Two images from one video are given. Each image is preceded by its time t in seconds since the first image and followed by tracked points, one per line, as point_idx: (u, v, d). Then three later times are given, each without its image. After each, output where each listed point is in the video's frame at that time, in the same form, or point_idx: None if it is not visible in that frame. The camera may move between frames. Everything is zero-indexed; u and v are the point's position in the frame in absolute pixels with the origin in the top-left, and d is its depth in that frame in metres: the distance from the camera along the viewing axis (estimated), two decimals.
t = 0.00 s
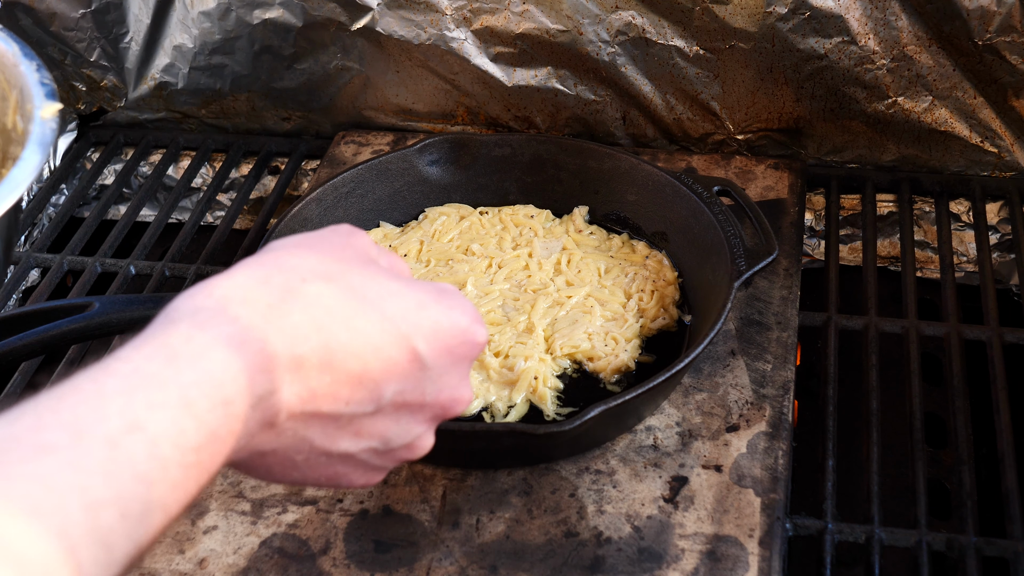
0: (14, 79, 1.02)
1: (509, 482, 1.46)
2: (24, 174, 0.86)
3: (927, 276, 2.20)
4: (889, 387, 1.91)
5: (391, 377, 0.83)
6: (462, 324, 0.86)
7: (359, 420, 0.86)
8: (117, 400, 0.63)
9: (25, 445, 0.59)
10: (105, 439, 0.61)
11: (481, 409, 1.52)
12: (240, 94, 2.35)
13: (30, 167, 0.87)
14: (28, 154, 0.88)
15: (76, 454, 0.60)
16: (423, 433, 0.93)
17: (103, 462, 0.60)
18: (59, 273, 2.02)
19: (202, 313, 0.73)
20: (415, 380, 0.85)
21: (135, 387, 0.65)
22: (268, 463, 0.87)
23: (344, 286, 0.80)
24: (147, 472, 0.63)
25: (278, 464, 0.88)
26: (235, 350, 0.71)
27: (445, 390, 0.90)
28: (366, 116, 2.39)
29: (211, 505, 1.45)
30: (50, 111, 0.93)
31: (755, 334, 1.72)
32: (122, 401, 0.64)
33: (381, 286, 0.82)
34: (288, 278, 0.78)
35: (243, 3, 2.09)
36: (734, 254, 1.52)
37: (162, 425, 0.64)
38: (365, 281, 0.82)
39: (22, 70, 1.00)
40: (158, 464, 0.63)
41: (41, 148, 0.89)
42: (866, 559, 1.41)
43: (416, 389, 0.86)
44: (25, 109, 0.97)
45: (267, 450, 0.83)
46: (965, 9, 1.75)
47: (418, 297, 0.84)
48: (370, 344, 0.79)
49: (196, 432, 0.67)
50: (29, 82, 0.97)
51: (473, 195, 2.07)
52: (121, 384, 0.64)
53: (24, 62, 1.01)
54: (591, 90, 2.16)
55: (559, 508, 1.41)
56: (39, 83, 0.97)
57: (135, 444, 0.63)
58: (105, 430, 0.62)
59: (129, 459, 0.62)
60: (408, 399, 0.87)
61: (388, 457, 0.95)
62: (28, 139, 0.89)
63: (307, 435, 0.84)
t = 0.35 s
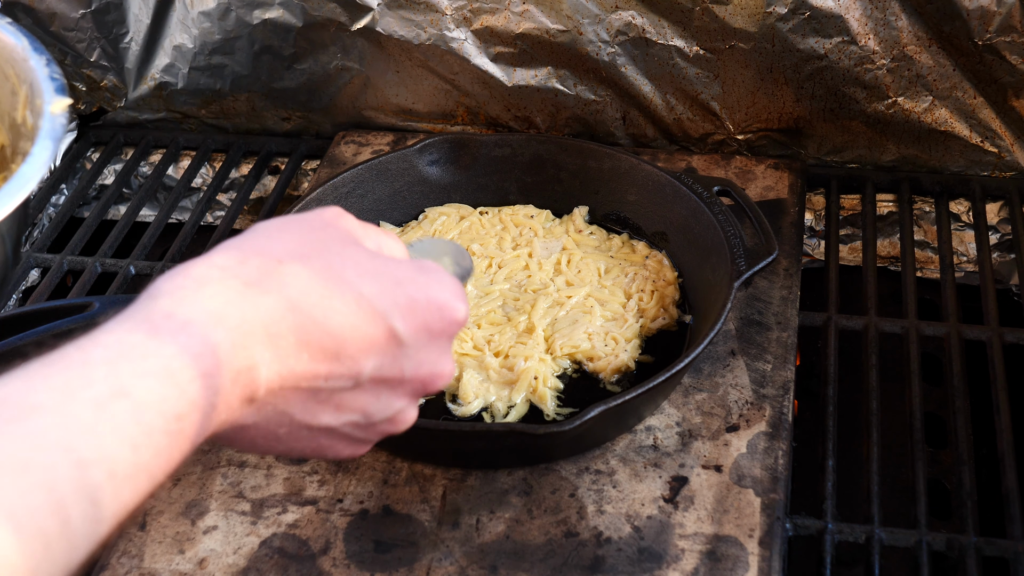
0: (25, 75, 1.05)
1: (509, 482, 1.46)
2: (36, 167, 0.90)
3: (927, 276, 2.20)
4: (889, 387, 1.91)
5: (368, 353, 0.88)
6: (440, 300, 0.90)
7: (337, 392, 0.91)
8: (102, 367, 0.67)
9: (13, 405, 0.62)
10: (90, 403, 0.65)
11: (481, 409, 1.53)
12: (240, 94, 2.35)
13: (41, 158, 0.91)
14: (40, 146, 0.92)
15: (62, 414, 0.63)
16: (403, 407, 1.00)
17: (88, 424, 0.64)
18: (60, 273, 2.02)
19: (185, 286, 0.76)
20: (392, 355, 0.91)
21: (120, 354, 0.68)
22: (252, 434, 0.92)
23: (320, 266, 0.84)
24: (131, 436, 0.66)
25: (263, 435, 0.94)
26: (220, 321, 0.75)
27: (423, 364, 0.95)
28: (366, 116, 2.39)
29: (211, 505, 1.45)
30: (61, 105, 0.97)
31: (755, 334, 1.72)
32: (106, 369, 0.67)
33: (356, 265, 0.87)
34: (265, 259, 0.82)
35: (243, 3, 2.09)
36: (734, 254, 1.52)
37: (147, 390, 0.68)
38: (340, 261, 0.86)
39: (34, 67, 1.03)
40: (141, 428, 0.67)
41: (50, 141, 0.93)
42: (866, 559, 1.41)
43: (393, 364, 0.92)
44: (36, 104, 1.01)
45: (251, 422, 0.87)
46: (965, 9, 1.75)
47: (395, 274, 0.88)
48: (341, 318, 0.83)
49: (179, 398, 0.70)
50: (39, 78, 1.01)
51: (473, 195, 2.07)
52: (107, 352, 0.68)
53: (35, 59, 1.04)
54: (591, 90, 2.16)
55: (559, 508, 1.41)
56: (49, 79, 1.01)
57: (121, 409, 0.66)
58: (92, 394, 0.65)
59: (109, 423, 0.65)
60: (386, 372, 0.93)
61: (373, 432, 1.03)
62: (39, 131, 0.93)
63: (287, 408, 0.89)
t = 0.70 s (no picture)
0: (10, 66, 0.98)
1: (509, 482, 1.46)
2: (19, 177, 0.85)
3: (927, 276, 2.20)
4: (889, 387, 1.91)
5: (392, 328, 0.81)
6: (460, 276, 0.84)
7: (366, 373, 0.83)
8: (108, 350, 0.64)
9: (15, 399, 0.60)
10: (95, 388, 0.62)
11: (481, 409, 1.53)
12: (240, 94, 2.35)
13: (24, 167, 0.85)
14: (24, 151, 0.86)
15: (66, 401, 0.61)
16: (435, 387, 0.89)
17: (93, 410, 0.61)
18: (59, 273, 2.02)
19: (190, 270, 0.73)
20: (418, 331, 0.83)
21: (123, 338, 0.65)
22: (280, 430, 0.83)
23: (336, 239, 0.80)
24: (141, 418, 0.63)
25: (294, 430, 0.84)
26: (228, 299, 0.71)
27: (451, 341, 0.86)
28: (366, 116, 2.39)
29: (211, 505, 1.45)
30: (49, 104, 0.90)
31: (755, 334, 1.72)
32: (110, 353, 0.64)
33: (365, 241, 0.82)
34: (271, 238, 0.78)
35: (243, 3, 2.09)
36: (734, 254, 1.52)
37: (155, 371, 0.65)
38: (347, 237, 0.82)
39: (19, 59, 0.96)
40: (152, 410, 0.64)
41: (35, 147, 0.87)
42: (866, 559, 1.41)
43: (422, 338, 0.83)
44: (22, 100, 0.93)
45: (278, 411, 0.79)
46: (965, 9, 1.75)
47: (410, 250, 0.84)
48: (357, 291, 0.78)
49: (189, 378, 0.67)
50: (25, 73, 0.93)
51: (473, 195, 2.07)
52: (109, 337, 0.65)
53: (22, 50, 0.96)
54: (591, 90, 2.16)
55: (559, 508, 1.41)
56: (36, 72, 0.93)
57: (127, 392, 0.63)
58: (96, 380, 0.62)
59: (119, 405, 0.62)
60: (415, 351, 0.84)
61: (406, 417, 0.92)
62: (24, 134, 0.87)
63: (318, 396, 0.80)
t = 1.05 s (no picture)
0: None
1: (509, 482, 1.46)
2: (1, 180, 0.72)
3: (927, 276, 2.20)
4: (889, 387, 1.90)
5: (418, 420, 0.77)
6: (479, 348, 0.82)
7: (400, 470, 0.80)
8: (117, 475, 0.61)
9: (24, 518, 0.57)
10: (108, 516, 0.58)
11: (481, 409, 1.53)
12: (240, 94, 2.35)
13: None
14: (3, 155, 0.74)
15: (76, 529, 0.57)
16: (479, 466, 0.85)
17: (105, 537, 0.57)
18: (60, 273, 2.02)
19: (200, 395, 0.69)
20: (445, 416, 0.80)
21: (138, 459, 0.62)
22: (324, 550, 0.79)
23: (349, 343, 0.76)
24: (158, 544, 0.59)
25: (339, 546, 0.79)
26: (243, 419, 0.67)
27: (485, 413, 0.82)
28: (366, 116, 2.39)
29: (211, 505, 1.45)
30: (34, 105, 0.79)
31: (755, 334, 1.72)
32: (123, 476, 0.61)
33: (378, 334, 0.78)
34: (284, 351, 0.75)
35: (243, 3, 2.09)
36: (734, 254, 1.52)
37: (169, 496, 0.61)
38: (361, 335, 0.77)
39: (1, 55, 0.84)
40: (170, 538, 0.60)
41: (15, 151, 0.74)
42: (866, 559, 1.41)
43: (450, 425, 0.80)
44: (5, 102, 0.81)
45: (318, 532, 0.76)
46: (965, 9, 1.75)
47: (421, 335, 0.80)
48: (371, 390, 0.74)
49: (207, 505, 0.62)
50: (10, 72, 0.81)
51: (473, 195, 2.07)
52: (124, 457, 0.62)
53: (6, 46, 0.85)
54: (591, 90, 2.16)
55: (559, 508, 1.41)
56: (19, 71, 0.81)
57: (143, 517, 0.59)
58: (109, 504, 0.59)
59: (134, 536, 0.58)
60: (443, 436, 0.80)
61: (457, 503, 0.87)
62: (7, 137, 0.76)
63: (354, 504, 0.77)
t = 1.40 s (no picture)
0: (21, 99, 1.02)
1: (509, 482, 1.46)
2: (25, 212, 0.89)
3: (927, 276, 2.20)
4: (889, 387, 1.90)
5: (447, 450, 0.78)
6: (507, 369, 0.80)
7: (430, 498, 0.80)
8: (138, 515, 0.62)
9: (43, 557, 0.57)
10: (126, 555, 0.59)
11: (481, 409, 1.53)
12: (240, 94, 2.35)
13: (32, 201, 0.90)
14: (32, 186, 0.91)
15: (91, 571, 0.58)
16: (513, 491, 0.85)
17: None
18: (59, 273, 2.02)
19: (227, 433, 0.71)
20: (475, 446, 0.80)
21: (159, 501, 0.64)
22: None
23: (374, 376, 0.77)
24: None
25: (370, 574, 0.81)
26: (268, 455, 0.69)
27: (517, 441, 0.82)
28: (366, 116, 2.39)
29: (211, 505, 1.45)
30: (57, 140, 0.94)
31: (755, 334, 1.72)
32: (143, 516, 0.62)
33: (408, 365, 0.78)
34: (310, 382, 0.77)
35: (243, 3, 2.09)
36: (734, 254, 1.52)
37: (190, 535, 0.63)
38: (388, 364, 0.78)
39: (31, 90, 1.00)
40: None
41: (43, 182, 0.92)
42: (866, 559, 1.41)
43: (480, 452, 0.80)
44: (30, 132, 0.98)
45: (350, 561, 0.78)
46: (965, 9, 1.75)
47: (449, 361, 0.80)
48: (400, 425, 0.76)
49: (228, 545, 0.64)
50: (38, 105, 0.98)
51: (473, 195, 2.07)
52: (144, 498, 0.64)
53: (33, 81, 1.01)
54: (591, 90, 2.16)
55: (559, 508, 1.41)
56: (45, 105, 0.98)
57: (161, 555, 0.61)
58: (127, 544, 0.60)
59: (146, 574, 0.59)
60: (476, 463, 0.81)
61: (491, 530, 0.87)
62: (31, 170, 0.92)
63: (385, 532, 0.79)
